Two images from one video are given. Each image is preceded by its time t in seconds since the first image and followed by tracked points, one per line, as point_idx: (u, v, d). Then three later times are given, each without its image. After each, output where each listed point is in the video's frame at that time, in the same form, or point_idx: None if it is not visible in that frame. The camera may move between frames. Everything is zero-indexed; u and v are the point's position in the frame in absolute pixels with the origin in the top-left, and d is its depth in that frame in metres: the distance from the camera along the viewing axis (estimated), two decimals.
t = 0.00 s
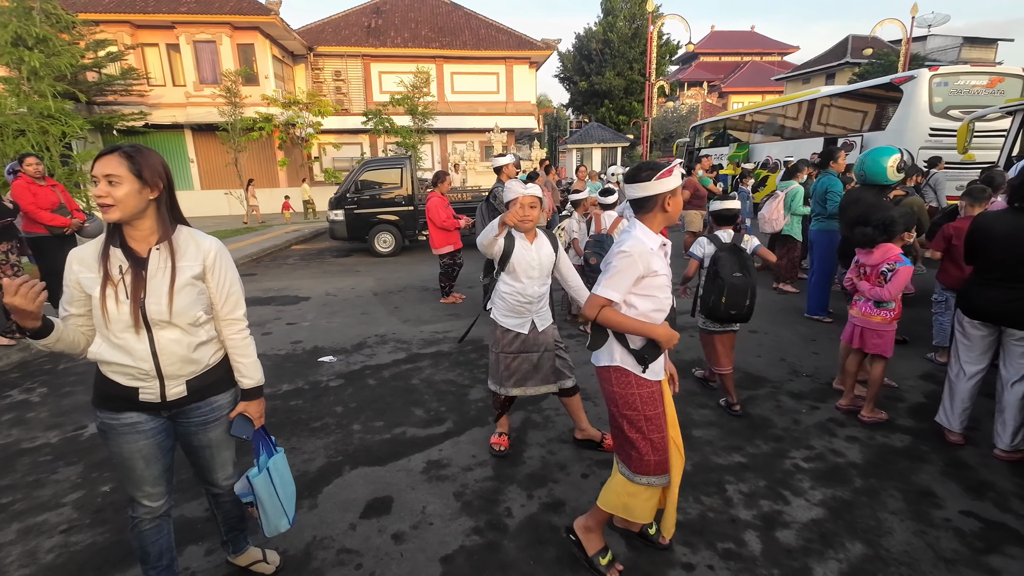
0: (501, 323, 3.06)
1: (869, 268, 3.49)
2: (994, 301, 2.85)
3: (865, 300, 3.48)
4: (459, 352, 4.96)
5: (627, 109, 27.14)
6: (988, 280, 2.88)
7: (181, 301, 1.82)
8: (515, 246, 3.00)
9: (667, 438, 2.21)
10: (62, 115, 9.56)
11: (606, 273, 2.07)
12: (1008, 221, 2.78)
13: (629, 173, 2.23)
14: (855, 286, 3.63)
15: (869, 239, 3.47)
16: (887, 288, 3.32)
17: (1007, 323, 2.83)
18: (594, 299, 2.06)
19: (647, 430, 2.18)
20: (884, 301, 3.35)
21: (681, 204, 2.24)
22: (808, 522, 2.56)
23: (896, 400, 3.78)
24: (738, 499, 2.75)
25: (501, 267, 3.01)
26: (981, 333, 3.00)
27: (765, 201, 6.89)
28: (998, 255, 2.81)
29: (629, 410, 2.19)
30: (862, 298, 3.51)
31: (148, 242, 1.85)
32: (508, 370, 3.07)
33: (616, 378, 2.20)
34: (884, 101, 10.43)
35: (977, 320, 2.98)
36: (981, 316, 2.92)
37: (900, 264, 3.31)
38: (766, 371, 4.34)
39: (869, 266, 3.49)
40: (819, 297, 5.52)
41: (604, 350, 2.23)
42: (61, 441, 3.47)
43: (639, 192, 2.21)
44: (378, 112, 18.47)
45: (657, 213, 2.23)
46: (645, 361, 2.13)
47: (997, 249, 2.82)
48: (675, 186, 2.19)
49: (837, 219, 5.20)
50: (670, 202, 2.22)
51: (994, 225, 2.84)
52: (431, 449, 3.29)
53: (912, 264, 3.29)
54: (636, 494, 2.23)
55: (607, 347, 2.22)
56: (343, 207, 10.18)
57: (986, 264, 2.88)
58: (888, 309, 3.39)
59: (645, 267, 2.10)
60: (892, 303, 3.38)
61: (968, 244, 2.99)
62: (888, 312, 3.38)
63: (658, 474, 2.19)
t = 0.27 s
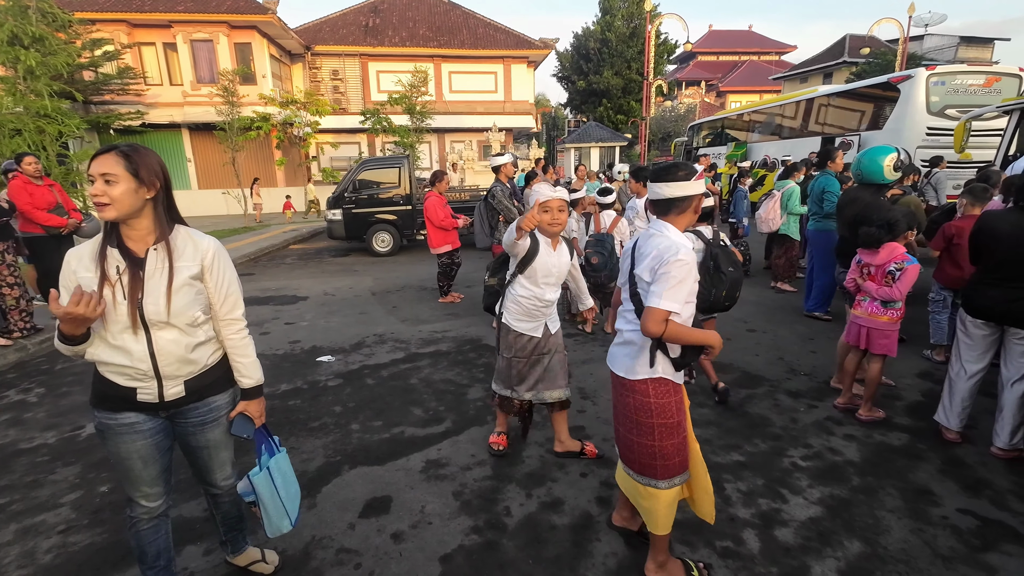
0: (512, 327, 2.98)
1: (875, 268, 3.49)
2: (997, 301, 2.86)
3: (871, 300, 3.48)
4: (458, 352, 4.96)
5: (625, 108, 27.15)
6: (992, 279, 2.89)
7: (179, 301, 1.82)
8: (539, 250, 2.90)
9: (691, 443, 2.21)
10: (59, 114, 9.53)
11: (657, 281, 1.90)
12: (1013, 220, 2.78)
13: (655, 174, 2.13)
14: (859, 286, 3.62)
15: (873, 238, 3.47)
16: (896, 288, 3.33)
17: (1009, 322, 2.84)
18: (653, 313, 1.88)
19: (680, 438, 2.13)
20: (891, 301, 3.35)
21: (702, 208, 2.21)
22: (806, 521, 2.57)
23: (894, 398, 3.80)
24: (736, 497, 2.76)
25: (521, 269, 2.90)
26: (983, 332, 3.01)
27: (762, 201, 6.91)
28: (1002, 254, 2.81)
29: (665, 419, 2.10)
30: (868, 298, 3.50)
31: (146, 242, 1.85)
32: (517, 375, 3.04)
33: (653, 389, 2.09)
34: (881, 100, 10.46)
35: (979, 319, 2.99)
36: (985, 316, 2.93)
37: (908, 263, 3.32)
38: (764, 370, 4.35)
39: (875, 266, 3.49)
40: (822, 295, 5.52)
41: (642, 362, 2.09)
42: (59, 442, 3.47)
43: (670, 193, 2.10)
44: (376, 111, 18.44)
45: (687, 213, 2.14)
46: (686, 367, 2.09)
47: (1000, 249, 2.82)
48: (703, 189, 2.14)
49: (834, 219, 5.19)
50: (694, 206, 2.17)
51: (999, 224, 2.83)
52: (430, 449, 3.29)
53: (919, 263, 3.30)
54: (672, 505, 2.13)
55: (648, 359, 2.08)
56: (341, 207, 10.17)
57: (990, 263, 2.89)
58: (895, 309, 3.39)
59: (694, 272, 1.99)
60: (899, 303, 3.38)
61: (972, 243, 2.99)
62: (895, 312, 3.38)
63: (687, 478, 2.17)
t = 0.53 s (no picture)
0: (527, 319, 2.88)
1: (872, 268, 3.49)
2: (995, 299, 2.87)
3: (869, 299, 3.49)
4: (455, 351, 4.96)
5: (623, 107, 27.17)
6: (991, 278, 2.90)
7: (174, 301, 1.81)
8: (565, 244, 2.83)
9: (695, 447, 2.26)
10: (54, 113, 9.49)
11: (714, 290, 1.86)
12: (1011, 219, 2.79)
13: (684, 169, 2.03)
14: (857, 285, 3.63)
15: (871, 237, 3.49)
16: (894, 288, 3.34)
17: (1007, 321, 2.85)
18: (711, 323, 1.85)
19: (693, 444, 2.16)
20: (888, 300, 3.36)
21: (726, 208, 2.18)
22: (803, 519, 2.57)
23: (890, 396, 3.81)
24: (733, 496, 2.76)
25: (545, 260, 2.82)
26: (982, 331, 3.02)
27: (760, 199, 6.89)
28: (1002, 252, 2.82)
29: (687, 426, 2.09)
30: (867, 298, 3.50)
31: (141, 243, 1.84)
32: (524, 373, 2.95)
33: (680, 398, 2.07)
34: (878, 99, 10.49)
35: (978, 318, 3.00)
36: (984, 315, 2.94)
37: (905, 263, 3.32)
38: (761, 368, 4.36)
39: (872, 265, 3.49)
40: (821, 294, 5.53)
41: (674, 370, 2.05)
42: (54, 442, 3.45)
43: (702, 193, 2.03)
44: (373, 110, 18.40)
45: (715, 213, 2.08)
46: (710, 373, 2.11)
47: (1000, 248, 2.83)
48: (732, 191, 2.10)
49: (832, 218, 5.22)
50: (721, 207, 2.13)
51: (998, 223, 2.84)
52: (427, 448, 3.29)
53: (916, 263, 3.32)
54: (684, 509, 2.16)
55: (680, 365, 2.05)
56: (338, 206, 10.14)
57: (990, 262, 2.89)
58: (892, 308, 3.40)
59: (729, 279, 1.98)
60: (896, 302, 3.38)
61: (972, 242, 3.00)
62: (892, 311, 3.39)
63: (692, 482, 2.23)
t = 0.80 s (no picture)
0: (535, 317, 2.82)
1: (866, 267, 3.51)
2: (989, 298, 2.89)
3: (862, 298, 3.50)
4: (452, 350, 4.95)
5: (620, 106, 27.17)
6: (986, 276, 2.92)
7: (166, 302, 1.80)
8: (576, 243, 2.79)
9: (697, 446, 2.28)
10: (48, 112, 9.44)
11: (726, 290, 1.87)
12: (1007, 217, 2.79)
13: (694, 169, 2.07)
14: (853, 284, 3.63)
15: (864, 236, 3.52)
16: (886, 286, 3.35)
17: (1002, 319, 2.86)
18: (720, 322, 1.86)
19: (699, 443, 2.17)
20: (882, 298, 3.37)
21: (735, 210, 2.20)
22: (800, 517, 2.58)
23: (886, 394, 3.82)
24: (730, 494, 2.76)
25: (553, 260, 2.77)
26: (976, 329, 3.03)
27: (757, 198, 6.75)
28: (998, 250, 2.82)
29: (694, 427, 2.10)
30: (861, 296, 3.51)
31: (133, 242, 1.83)
32: (535, 373, 2.85)
33: (690, 397, 2.08)
34: (874, 98, 10.52)
35: (973, 316, 3.01)
36: (980, 312, 2.95)
37: (896, 262, 3.33)
38: (758, 367, 4.37)
39: (865, 265, 3.51)
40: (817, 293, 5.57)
41: (684, 371, 2.05)
42: (49, 442, 3.44)
43: (714, 194, 2.04)
44: (370, 109, 18.33)
45: (728, 214, 2.10)
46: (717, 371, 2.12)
47: (995, 245, 2.84)
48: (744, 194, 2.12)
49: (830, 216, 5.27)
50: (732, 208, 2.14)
51: (993, 220, 2.85)
52: (424, 448, 3.29)
53: (909, 261, 3.31)
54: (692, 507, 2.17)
55: (690, 366, 2.05)
56: (334, 205, 10.11)
57: (985, 260, 2.91)
58: (886, 306, 3.40)
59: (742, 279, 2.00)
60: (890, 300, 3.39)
61: (969, 240, 3.00)
62: (886, 309, 3.39)
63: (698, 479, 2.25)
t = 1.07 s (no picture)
0: (555, 327, 2.77)
1: (858, 265, 3.52)
2: (983, 296, 2.90)
3: (854, 296, 3.51)
4: (449, 349, 4.94)
5: (616, 105, 27.18)
6: (978, 275, 2.93)
7: (165, 302, 1.80)
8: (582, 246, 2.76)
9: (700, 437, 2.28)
10: (40, 110, 9.36)
11: (737, 283, 1.92)
12: (999, 216, 2.80)
13: (688, 170, 2.13)
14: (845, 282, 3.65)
15: (853, 237, 3.54)
16: (876, 285, 3.35)
17: (994, 317, 2.88)
18: (738, 315, 1.91)
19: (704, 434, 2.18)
20: (873, 297, 3.37)
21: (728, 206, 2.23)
22: (796, 515, 2.59)
23: (881, 392, 3.84)
24: (727, 493, 2.77)
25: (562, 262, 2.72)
26: (969, 327, 3.04)
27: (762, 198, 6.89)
28: (990, 249, 2.83)
29: (702, 418, 2.10)
30: (851, 295, 3.52)
31: (124, 243, 1.81)
32: (547, 377, 2.84)
33: (697, 389, 2.08)
34: (869, 97, 10.57)
35: (965, 314, 3.03)
36: (972, 311, 2.96)
37: (887, 260, 3.32)
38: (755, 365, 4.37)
39: (857, 263, 3.52)
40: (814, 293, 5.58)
41: (691, 364, 2.06)
42: (43, 443, 3.41)
43: (709, 193, 2.08)
44: (366, 107, 18.27)
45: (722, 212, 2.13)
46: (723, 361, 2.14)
47: (988, 244, 2.85)
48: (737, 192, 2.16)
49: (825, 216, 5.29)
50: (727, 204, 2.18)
51: (985, 219, 2.86)
52: (421, 447, 3.28)
53: (899, 260, 3.31)
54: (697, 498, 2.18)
55: (697, 359, 2.06)
56: (330, 204, 10.07)
57: (978, 259, 2.92)
58: (877, 304, 3.41)
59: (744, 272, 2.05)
60: (881, 299, 3.40)
61: (960, 239, 3.02)
62: (877, 307, 3.41)
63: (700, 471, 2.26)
